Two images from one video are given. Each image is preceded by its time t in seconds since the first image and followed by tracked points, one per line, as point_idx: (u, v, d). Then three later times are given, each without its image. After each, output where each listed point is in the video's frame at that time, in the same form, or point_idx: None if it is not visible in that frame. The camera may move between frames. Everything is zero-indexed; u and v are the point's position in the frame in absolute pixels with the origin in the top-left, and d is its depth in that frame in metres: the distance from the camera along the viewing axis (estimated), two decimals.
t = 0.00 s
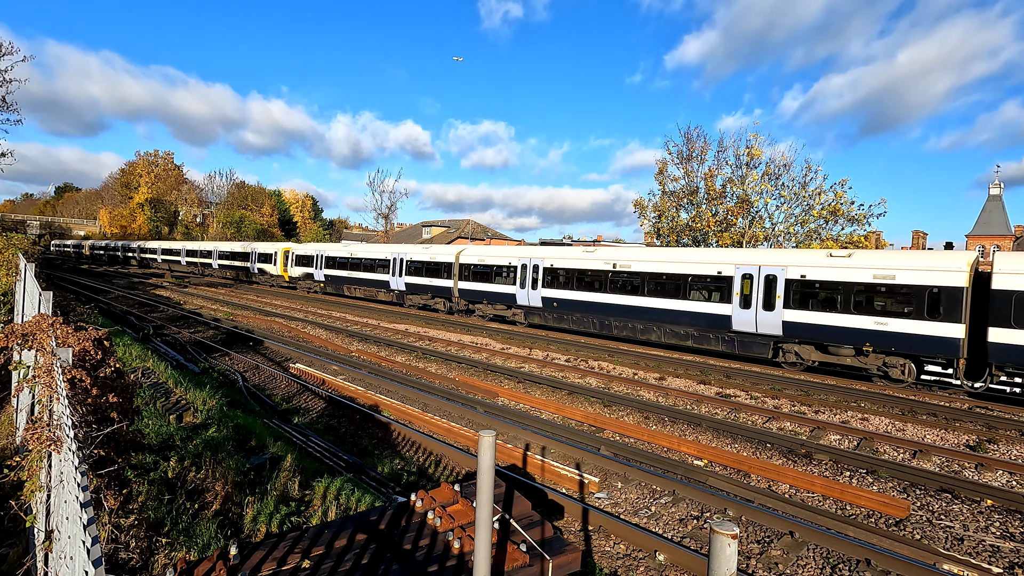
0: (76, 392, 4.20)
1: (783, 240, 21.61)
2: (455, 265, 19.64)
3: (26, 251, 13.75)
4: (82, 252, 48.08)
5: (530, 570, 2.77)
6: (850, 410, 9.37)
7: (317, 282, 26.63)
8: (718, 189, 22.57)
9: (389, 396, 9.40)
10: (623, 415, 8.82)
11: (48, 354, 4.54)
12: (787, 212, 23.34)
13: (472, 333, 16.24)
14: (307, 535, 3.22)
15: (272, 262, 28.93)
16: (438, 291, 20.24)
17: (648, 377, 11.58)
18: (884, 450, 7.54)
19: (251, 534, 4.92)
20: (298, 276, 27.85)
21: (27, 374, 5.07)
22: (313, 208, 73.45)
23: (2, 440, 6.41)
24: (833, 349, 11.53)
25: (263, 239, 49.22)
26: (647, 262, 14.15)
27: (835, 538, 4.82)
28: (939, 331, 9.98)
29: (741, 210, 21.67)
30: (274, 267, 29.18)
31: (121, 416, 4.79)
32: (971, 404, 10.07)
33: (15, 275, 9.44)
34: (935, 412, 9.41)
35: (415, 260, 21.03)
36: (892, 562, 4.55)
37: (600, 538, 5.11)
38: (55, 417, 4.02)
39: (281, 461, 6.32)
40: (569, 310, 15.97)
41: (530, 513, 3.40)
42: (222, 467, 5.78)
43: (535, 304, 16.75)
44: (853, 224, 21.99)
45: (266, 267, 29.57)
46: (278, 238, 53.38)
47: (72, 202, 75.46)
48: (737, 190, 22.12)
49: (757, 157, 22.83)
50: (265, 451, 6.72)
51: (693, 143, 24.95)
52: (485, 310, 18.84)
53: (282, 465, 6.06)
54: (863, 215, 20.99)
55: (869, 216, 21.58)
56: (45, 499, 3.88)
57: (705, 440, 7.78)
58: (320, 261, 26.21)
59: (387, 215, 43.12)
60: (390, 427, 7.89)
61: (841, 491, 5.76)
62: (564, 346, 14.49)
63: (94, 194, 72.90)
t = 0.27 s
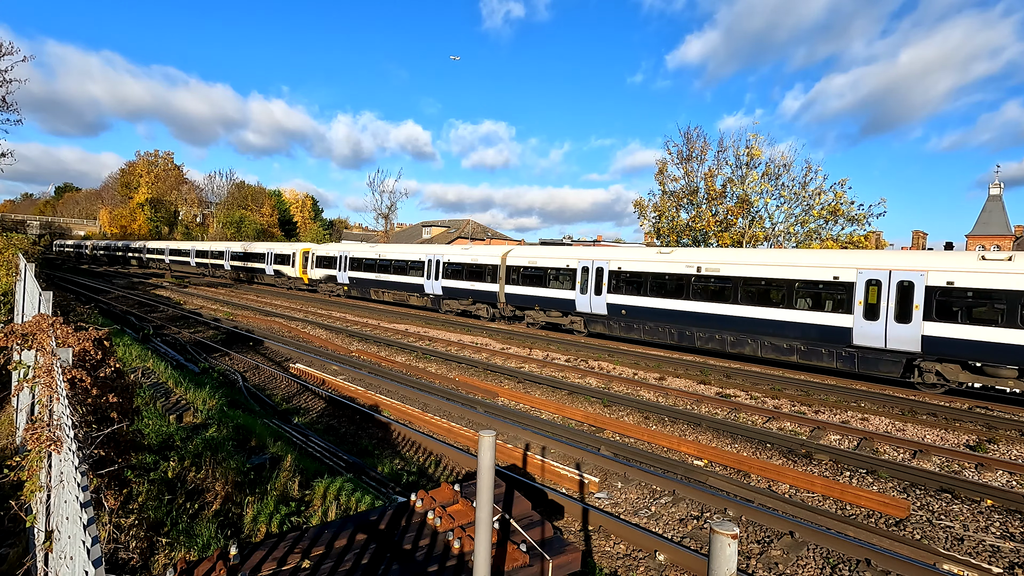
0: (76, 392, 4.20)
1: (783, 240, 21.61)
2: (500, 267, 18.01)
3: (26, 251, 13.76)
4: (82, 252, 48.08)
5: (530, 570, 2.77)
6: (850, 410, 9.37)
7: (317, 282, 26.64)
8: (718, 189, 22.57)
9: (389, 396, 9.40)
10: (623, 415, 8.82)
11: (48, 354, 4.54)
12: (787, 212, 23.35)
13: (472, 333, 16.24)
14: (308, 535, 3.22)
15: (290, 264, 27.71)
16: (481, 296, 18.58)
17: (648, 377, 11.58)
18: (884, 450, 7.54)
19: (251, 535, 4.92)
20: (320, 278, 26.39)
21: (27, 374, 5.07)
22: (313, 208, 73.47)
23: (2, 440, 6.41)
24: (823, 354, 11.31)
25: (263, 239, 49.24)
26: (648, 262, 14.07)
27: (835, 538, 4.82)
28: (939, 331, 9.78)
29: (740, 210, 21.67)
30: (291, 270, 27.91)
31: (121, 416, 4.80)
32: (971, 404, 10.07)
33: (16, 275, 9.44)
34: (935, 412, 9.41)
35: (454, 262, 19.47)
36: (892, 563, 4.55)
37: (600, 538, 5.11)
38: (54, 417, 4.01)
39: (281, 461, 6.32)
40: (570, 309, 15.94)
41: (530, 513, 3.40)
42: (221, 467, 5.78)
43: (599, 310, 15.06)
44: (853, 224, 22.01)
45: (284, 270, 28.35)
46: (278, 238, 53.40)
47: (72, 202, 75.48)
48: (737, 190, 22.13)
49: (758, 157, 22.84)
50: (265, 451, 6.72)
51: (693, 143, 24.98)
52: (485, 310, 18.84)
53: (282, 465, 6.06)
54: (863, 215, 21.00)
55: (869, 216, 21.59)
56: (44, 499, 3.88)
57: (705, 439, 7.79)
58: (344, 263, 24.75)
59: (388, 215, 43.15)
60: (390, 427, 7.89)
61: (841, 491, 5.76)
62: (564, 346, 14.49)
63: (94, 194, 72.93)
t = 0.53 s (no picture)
0: (76, 392, 4.20)
1: (783, 240, 21.61)
2: (555, 271, 16.51)
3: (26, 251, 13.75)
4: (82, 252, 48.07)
5: (530, 570, 2.77)
6: (850, 410, 9.37)
7: (317, 282, 26.64)
8: (718, 189, 22.58)
9: (389, 396, 9.40)
10: (623, 415, 8.83)
11: (48, 354, 4.54)
12: (787, 212, 23.36)
13: (472, 333, 16.24)
14: (308, 535, 3.22)
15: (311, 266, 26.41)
16: (531, 302, 17.06)
17: (648, 377, 11.58)
18: (884, 450, 7.54)
19: (251, 534, 4.92)
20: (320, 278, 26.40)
21: (27, 374, 5.07)
22: (313, 208, 73.49)
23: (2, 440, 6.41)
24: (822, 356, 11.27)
25: (263, 239, 49.24)
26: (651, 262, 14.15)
27: (834, 538, 4.82)
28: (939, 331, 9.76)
29: (740, 210, 21.68)
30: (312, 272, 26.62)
31: (121, 416, 4.79)
32: (971, 404, 10.07)
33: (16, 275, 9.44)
34: (935, 412, 9.41)
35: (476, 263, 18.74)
36: (892, 563, 4.55)
37: (600, 538, 5.11)
38: (54, 417, 4.01)
39: (281, 461, 6.33)
40: (572, 309, 15.98)
41: (530, 513, 3.41)
42: (221, 467, 5.78)
43: (680, 320, 13.40)
44: (853, 224, 22.01)
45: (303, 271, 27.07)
46: (278, 238, 53.40)
47: (71, 202, 75.46)
48: (737, 190, 22.13)
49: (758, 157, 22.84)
50: (265, 451, 6.72)
51: (693, 143, 24.99)
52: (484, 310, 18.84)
53: (282, 465, 6.06)
54: (863, 215, 21.01)
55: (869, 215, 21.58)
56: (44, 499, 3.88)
57: (706, 439, 7.79)
58: (371, 264, 23.23)
59: (388, 215, 43.17)
60: (390, 427, 7.89)
61: (841, 491, 5.76)
62: (564, 346, 14.49)
63: (94, 194, 72.91)
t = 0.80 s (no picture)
0: (76, 392, 4.20)
1: (783, 240, 21.61)
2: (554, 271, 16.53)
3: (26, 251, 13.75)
4: (82, 252, 48.07)
5: (531, 570, 2.77)
6: (850, 410, 9.36)
7: (317, 282, 26.64)
8: (718, 189, 22.58)
9: (389, 396, 9.40)
10: (623, 415, 8.83)
11: (48, 355, 4.54)
12: (787, 212, 23.36)
13: (472, 333, 16.24)
14: (308, 535, 3.22)
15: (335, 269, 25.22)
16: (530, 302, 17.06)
17: (648, 377, 11.58)
18: (884, 450, 7.54)
19: (251, 534, 4.92)
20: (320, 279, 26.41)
21: (27, 374, 5.07)
22: (313, 208, 73.52)
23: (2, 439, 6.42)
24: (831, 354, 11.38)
25: (263, 239, 49.24)
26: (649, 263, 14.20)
27: (834, 538, 4.83)
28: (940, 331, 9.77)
29: (740, 210, 21.67)
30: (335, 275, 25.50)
31: (121, 416, 4.79)
32: (972, 404, 10.06)
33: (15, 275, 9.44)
34: (935, 412, 9.41)
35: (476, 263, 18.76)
36: (892, 563, 4.55)
37: (600, 538, 5.11)
38: (54, 417, 4.01)
39: (281, 461, 6.32)
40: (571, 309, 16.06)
41: (530, 514, 3.41)
42: (221, 467, 5.78)
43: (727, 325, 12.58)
44: (853, 224, 22.01)
45: (325, 274, 25.93)
46: (278, 238, 53.41)
47: (71, 202, 75.46)
48: (737, 190, 22.13)
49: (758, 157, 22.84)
50: (265, 451, 6.72)
51: (693, 143, 24.98)
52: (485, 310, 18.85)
53: (282, 465, 6.06)
54: (863, 215, 21.00)
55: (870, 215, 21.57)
56: (44, 500, 3.88)
57: (706, 439, 7.79)
58: (401, 267, 21.79)
59: (387, 215, 43.18)
60: (390, 427, 7.89)
61: (841, 491, 5.76)
62: (564, 346, 14.48)
63: (94, 194, 72.91)
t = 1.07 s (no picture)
0: (76, 392, 4.19)
1: (783, 240, 21.61)
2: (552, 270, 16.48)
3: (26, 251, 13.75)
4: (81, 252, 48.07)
5: (531, 570, 2.77)
6: (850, 411, 9.37)
7: (317, 282, 26.64)
8: (718, 189, 22.58)
9: (389, 396, 9.40)
10: (623, 415, 8.82)
11: (48, 354, 4.55)
12: (787, 212, 23.34)
13: (472, 333, 16.24)
14: (308, 535, 3.22)
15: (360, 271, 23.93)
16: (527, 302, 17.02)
17: (648, 377, 11.58)
18: (884, 450, 7.54)
19: (251, 534, 4.92)
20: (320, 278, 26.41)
21: (27, 374, 5.07)
22: (313, 208, 73.55)
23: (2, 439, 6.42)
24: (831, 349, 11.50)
25: (263, 239, 49.24)
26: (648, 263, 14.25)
27: (834, 538, 4.82)
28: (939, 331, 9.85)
29: (740, 210, 21.67)
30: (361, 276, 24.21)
31: (121, 416, 4.79)
32: (972, 404, 10.06)
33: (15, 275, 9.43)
34: (935, 412, 9.41)
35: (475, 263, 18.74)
36: (893, 563, 4.55)
37: (600, 538, 5.11)
38: (54, 417, 4.01)
39: (281, 461, 6.32)
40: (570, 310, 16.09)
41: (530, 514, 3.40)
42: (221, 467, 5.78)
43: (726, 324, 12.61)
44: (853, 224, 22.00)
45: (352, 276, 24.54)
46: (278, 238, 53.41)
47: (71, 202, 75.47)
48: (737, 189, 22.12)
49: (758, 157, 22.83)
50: (265, 451, 6.72)
51: (693, 143, 24.98)
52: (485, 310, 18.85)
53: (282, 465, 6.06)
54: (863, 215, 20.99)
55: (871, 215, 21.56)
56: (44, 499, 3.88)
57: (706, 439, 7.79)
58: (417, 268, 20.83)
59: (387, 215, 43.19)
60: (390, 427, 7.89)
61: (841, 491, 5.76)
62: (564, 346, 14.47)
63: (94, 194, 72.92)
